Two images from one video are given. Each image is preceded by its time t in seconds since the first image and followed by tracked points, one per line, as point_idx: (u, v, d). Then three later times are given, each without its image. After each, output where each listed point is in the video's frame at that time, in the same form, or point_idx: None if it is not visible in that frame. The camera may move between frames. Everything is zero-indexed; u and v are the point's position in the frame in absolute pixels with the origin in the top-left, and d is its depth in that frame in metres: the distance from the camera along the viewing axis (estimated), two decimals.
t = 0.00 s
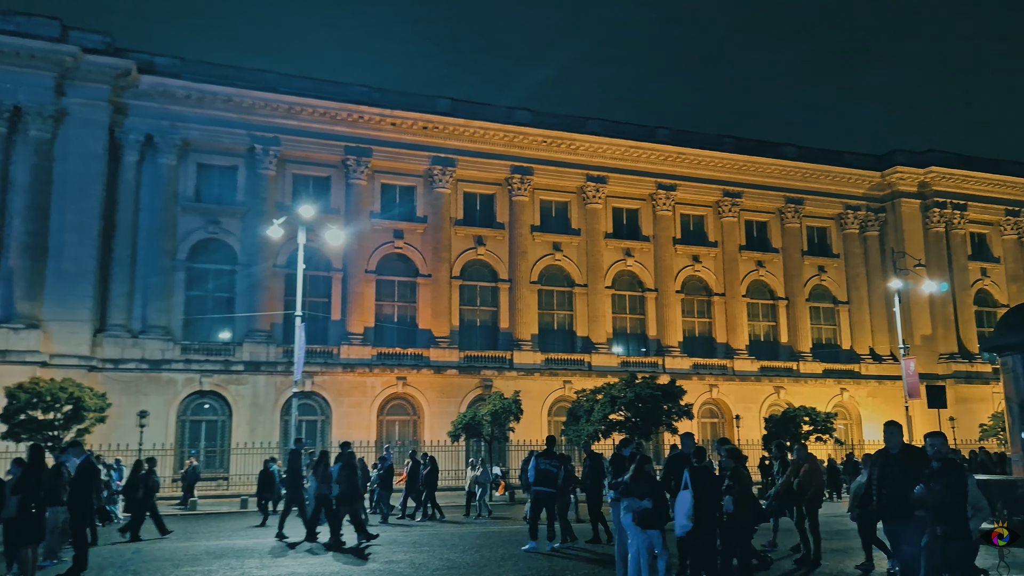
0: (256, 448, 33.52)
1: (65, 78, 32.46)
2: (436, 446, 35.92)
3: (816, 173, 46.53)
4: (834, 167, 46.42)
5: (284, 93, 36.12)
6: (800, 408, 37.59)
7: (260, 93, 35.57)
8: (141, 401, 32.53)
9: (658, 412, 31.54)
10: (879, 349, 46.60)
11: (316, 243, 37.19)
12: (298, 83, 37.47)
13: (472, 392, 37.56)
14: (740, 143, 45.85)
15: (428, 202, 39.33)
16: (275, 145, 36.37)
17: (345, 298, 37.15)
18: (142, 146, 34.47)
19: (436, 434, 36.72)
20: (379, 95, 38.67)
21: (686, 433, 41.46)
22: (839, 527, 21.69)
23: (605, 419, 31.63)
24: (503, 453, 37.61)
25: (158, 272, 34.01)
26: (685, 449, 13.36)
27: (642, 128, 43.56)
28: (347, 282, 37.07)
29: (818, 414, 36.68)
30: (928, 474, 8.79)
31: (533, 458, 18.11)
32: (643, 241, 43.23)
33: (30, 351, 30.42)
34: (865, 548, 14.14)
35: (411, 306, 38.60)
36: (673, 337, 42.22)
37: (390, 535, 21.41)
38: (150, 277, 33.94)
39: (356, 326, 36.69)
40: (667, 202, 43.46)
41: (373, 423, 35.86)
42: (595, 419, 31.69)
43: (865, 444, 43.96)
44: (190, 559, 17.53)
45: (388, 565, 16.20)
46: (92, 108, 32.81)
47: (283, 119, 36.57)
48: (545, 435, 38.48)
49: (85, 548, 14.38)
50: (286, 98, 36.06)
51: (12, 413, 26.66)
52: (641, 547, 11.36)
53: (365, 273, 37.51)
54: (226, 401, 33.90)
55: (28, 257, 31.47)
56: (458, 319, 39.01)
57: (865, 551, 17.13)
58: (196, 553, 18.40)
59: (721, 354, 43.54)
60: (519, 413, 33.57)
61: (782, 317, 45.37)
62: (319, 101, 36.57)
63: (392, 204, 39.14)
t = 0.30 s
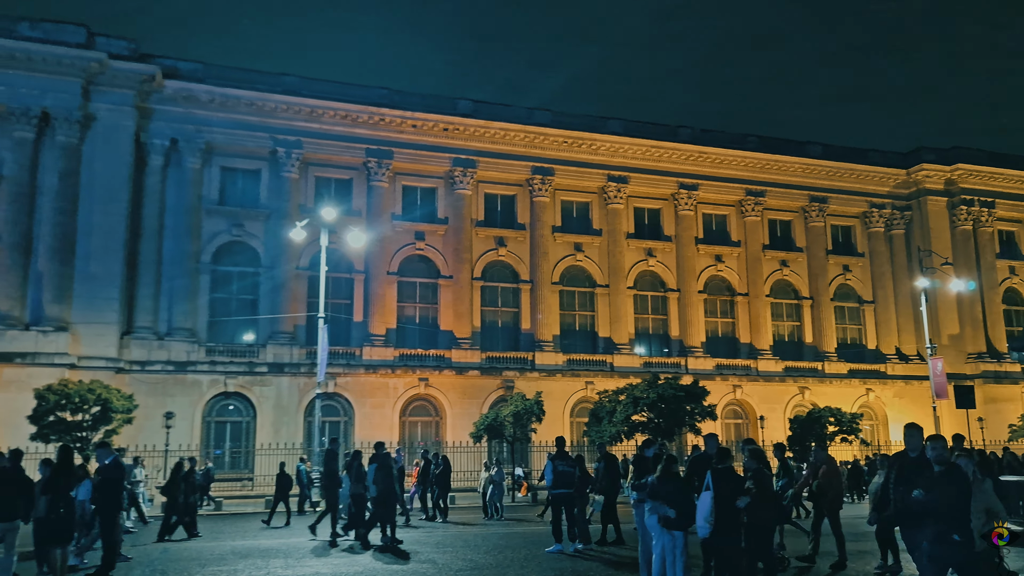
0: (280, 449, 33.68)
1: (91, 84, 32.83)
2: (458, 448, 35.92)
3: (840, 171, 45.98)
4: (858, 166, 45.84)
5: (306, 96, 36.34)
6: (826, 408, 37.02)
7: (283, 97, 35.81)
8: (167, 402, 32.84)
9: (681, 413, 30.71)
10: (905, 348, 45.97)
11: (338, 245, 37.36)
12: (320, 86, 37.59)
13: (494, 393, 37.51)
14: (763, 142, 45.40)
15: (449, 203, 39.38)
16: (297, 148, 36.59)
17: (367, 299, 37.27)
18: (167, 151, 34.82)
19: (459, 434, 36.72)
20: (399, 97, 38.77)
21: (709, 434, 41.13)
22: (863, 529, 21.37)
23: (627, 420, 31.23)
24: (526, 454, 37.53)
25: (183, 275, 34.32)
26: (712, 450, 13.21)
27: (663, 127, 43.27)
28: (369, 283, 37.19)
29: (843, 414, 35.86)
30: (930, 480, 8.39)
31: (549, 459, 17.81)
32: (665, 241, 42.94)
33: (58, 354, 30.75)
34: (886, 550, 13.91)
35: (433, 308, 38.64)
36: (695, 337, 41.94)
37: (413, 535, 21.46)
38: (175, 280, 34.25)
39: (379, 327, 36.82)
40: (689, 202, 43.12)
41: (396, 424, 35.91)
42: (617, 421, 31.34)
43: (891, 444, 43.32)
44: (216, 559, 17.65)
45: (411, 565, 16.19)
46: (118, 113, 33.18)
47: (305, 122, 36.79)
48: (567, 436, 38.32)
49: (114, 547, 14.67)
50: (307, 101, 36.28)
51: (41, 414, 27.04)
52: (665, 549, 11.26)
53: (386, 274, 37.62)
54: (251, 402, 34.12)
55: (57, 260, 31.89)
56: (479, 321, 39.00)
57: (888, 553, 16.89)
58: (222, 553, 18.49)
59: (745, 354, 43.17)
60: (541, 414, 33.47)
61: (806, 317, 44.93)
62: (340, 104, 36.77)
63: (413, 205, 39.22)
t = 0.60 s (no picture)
0: (302, 450, 33.76)
1: (115, 89, 33.14)
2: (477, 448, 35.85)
3: (862, 169, 45.42)
4: (880, 163, 45.22)
5: (326, 99, 36.49)
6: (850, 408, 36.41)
7: (303, 99, 36.00)
8: (190, 403, 32.99)
9: (702, 413, 29.71)
10: (930, 348, 45.33)
11: (359, 246, 37.46)
12: (339, 88, 37.68)
13: (514, 393, 37.41)
14: (784, 139, 44.89)
15: (469, 204, 39.38)
16: (318, 150, 36.74)
17: (387, 300, 37.34)
18: (189, 154, 35.08)
19: (479, 435, 36.66)
20: (418, 99, 38.82)
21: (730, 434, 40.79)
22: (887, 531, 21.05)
23: (648, 420, 30.23)
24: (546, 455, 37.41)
25: (206, 277, 34.60)
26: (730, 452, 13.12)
27: (682, 126, 42.96)
28: (389, 284, 37.25)
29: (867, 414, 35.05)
30: (927, 477, 8.37)
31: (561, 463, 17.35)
32: (685, 241, 42.65)
33: (84, 355, 31.08)
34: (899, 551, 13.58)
35: (452, 308, 38.65)
36: (716, 337, 41.62)
37: (433, 535, 21.43)
38: (198, 281, 34.56)
39: (399, 328, 36.86)
40: (709, 200, 42.79)
41: (416, 424, 35.94)
42: (638, 421, 30.26)
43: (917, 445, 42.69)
44: (239, 559, 17.67)
45: (431, 565, 16.15)
46: (141, 117, 33.49)
47: (324, 124, 36.95)
48: (588, 436, 38.15)
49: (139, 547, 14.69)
50: (327, 103, 36.43)
51: (68, 415, 27.21)
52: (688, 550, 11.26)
53: (407, 275, 37.69)
54: (273, 403, 34.21)
55: (83, 263, 32.17)
56: (499, 321, 38.94)
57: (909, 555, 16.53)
58: (245, 553, 18.53)
59: (767, 354, 42.79)
60: (561, 414, 33.29)
61: (829, 316, 44.43)
62: (360, 106, 36.88)
63: (432, 206, 39.25)
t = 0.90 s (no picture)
0: (322, 450, 33.78)
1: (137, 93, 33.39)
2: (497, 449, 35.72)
3: (884, 167, 44.78)
4: (903, 161, 44.56)
5: (344, 101, 36.54)
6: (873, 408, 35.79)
7: (321, 102, 36.09)
8: (212, 404, 33.17)
9: (723, 414, 29.25)
10: (954, 347, 44.64)
11: (377, 247, 37.46)
12: (357, 90, 37.67)
13: (533, 394, 37.23)
14: (805, 137, 44.31)
15: (487, 204, 39.28)
16: (336, 152, 36.80)
17: (406, 301, 37.32)
18: (210, 157, 35.25)
19: (498, 436, 36.50)
20: (436, 100, 38.75)
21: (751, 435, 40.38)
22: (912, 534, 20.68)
23: (668, 420, 29.78)
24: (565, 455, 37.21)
25: (226, 278, 34.74)
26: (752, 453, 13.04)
27: (702, 125, 42.57)
28: (408, 285, 37.25)
29: (890, 415, 34.44)
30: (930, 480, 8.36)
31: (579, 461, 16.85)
32: (705, 240, 42.31)
33: (107, 357, 31.34)
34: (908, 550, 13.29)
35: (471, 308, 38.56)
36: (737, 337, 41.23)
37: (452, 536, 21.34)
38: (218, 283, 34.70)
39: (418, 329, 36.80)
40: (729, 199, 42.42)
41: (435, 425, 35.86)
42: (658, 421, 29.84)
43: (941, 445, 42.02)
44: (261, 558, 17.64)
45: (452, 565, 16.00)
46: (162, 121, 33.73)
47: (343, 126, 36.99)
48: (607, 437, 37.91)
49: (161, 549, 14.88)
50: (345, 105, 36.48)
51: (93, 416, 27.41)
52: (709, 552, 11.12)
53: (425, 276, 37.65)
54: (293, 403, 34.26)
55: (106, 265, 32.41)
56: (518, 321, 38.81)
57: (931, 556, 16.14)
58: (266, 553, 18.50)
59: (788, 354, 42.33)
60: (581, 415, 33.07)
61: (851, 316, 43.89)
62: (378, 108, 36.88)
63: (451, 207, 39.20)
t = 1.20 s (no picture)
0: (342, 450, 33.78)
1: (158, 97, 33.62)
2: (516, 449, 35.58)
3: (906, 164, 44.18)
4: (925, 158, 43.94)
5: (362, 102, 36.57)
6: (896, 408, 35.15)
7: (340, 104, 36.16)
8: (233, 405, 33.33)
9: (743, 414, 28.86)
10: (978, 346, 43.96)
11: (395, 249, 37.43)
12: (375, 92, 37.67)
13: (552, 394, 37.08)
14: (825, 135, 43.79)
15: (504, 205, 39.18)
16: (354, 154, 36.86)
17: (424, 302, 37.28)
18: (230, 160, 35.44)
19: (517, 437, 36.35)
20: (454, 101, 38.69)
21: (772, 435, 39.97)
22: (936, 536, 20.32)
23: (687, 421, 29.48)
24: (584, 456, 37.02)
25: (247, 279, 34.92)
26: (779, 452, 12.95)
27: (721, 123, 42.19)
28: (426, 286, 37.20)
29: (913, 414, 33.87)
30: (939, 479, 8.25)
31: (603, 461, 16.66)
32: (724, 239, 41.95)
33: (131, 358, 31.59)
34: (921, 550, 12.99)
35: (489, 309, 38.46)
36: (757, 336, 40.86)
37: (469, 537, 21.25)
38: (239, 284, 34.88)
39: (436, 329, 36.78)
40: (748, 198, 42.06)
41: (454, 425, 35.80)
42: (677, 421, 29.54)
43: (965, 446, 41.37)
44: (282, 559, 17.61)
45: (471, 566, 15.89)
46: (183, 125, 33.96)
47: (361, 128, 37.03)
48: (626, 437, 37.69)
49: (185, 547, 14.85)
50: (363, 107, 36.51)
51: (116, 416, 27.59)
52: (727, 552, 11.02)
53: (443, 277, 37.61)
54: (313, 403, 34.33)
55: (129, 267, 32.63)
56: (536, 322, 38.65)
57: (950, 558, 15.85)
58: (287, 552, 18.51)
59: (809, 354, 41.87)
60: (600, 415, 32.86)
61: (873, 315, 43.34)
62: (396, 109, 36.88)
63: (468, 209, 39.16)
